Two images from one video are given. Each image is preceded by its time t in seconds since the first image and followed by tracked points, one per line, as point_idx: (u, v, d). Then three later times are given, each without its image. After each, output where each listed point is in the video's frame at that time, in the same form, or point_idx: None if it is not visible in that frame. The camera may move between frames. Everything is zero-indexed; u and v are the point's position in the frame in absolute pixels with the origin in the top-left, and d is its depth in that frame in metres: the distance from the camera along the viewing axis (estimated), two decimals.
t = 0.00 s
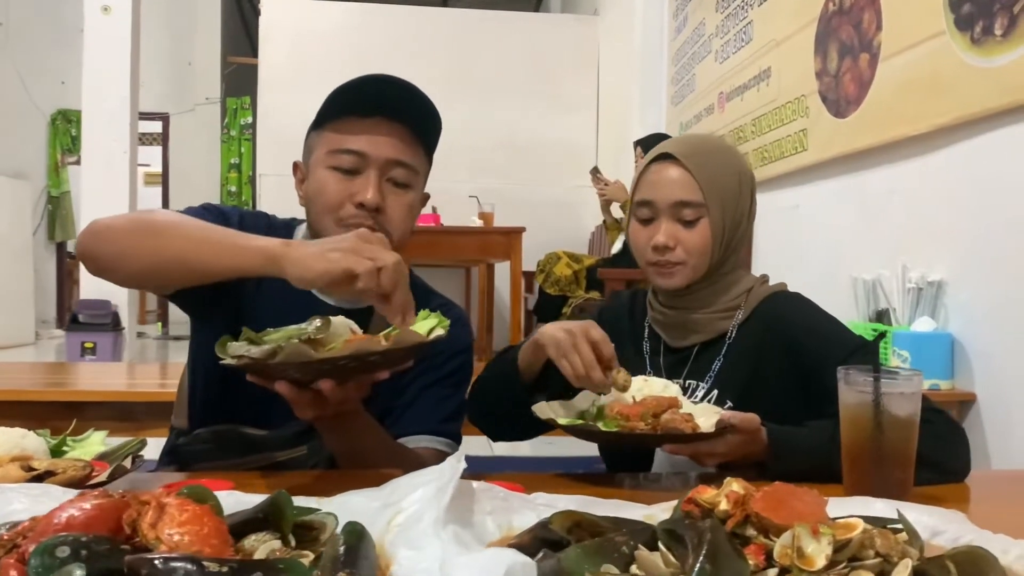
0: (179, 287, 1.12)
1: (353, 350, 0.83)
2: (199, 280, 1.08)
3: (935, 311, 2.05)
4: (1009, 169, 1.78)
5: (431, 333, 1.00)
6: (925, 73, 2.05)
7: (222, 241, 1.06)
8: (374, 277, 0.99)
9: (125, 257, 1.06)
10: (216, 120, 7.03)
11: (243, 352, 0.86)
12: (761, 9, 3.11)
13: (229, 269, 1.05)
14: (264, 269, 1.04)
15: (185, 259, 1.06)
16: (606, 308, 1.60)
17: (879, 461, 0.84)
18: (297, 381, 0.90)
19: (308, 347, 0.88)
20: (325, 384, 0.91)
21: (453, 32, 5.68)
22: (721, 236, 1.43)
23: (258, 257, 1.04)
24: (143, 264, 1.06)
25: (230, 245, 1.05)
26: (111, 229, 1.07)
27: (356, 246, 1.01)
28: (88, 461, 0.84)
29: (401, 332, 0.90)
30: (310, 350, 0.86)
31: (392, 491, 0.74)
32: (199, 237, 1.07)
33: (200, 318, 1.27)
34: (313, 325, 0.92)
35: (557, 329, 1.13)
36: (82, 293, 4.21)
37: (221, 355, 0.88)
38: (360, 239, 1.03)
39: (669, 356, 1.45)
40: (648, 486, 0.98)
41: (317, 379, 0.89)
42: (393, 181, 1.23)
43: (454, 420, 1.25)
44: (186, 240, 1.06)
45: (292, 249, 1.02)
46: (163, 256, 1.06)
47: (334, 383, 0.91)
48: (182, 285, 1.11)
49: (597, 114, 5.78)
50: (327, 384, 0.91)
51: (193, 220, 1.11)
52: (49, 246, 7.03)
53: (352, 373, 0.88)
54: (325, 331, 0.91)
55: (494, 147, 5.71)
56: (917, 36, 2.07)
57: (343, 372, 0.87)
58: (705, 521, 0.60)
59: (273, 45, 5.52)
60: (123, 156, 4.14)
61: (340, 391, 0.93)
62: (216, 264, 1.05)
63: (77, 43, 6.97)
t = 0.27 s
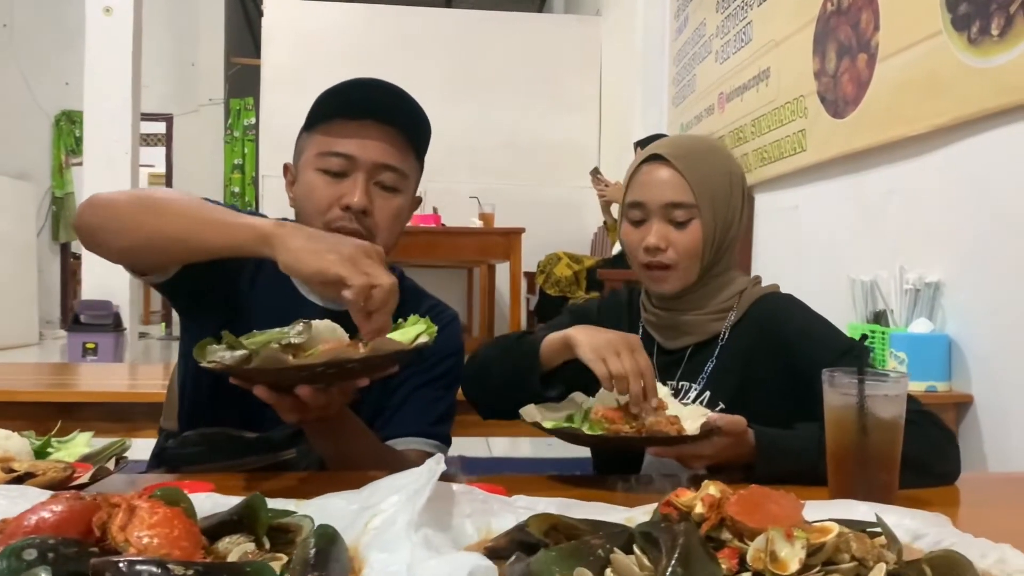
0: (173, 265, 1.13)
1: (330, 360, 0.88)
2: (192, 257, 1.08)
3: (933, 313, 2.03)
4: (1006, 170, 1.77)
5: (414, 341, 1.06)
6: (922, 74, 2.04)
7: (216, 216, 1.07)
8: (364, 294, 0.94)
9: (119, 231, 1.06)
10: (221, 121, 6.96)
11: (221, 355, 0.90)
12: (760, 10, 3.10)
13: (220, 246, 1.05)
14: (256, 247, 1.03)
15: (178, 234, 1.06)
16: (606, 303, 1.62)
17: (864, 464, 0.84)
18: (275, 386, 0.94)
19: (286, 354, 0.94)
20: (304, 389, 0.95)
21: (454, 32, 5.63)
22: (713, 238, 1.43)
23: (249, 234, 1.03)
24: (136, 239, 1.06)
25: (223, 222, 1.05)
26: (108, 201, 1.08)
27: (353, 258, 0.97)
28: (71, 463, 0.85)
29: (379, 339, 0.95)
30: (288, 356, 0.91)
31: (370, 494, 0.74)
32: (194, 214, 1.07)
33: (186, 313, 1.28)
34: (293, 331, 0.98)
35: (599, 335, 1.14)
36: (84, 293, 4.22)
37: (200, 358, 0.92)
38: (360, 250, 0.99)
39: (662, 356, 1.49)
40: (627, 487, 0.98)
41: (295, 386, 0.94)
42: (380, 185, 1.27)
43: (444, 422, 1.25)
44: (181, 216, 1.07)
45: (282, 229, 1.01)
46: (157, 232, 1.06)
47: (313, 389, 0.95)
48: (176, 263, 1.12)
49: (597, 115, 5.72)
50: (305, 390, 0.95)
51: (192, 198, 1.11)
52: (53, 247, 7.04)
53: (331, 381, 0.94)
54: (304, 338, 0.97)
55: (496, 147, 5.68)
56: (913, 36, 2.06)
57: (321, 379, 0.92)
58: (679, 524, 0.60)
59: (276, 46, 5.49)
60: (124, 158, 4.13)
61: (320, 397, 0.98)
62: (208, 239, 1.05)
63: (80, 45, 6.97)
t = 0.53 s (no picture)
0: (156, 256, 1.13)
1: (311, 365, 0.89)
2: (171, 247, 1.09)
3: (930, 314, 2.02)
4: (1003, 171, 1.76)
5: (401, 345, 1.05)
6: (920, 74, 2.02)
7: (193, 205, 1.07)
8: (329, 302, 0.92)
9: (100, 221, 1.08)
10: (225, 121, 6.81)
11: (203, 357, 0.91)
12: (760, 10, 3.09)
13: (196, 236, 1.05)
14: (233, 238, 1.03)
15: (156, 224, 1.07)
16: (600, 300, 1.61)
17: (850, 467, 0.84)
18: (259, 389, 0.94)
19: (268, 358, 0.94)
20: (286, 394, 0.95)
21: (459, 35, 5.49)
22: (707, 240, 1.43)
23: (224, 222, 1.03)
24: (117, 229, 1.07)
25: (200, 212, 1.06)
26: (92, 192, 1.10)
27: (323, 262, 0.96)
28: (56, 463, 0.85)
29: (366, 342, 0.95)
30: (269, 360, 0.92)
31: (352, 495, 0.74)
32: (170, 203, 1.08)
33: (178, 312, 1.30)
34: (278, 333, 0.98)
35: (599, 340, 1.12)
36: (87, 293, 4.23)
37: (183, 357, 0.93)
38: (334, 256, 0.98)
39: (655, 358, 1.48)
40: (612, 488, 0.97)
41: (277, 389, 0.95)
42: (371, 187, 1.26)
43: (435, 423, 1.25)
44: (160, 205, 1.08)
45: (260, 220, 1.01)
46: (137, 221, 1.07)
47: (295, 393, 0.95)
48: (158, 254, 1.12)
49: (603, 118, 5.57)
50: (286, 393, 0.95)
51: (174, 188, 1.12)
52: (57, 247, 7.05)
53: (314, 387, 0.94)
54: (290, 340, 0.97)
55: (501, 146, 5.55)
56: (912, 36, 2.04)
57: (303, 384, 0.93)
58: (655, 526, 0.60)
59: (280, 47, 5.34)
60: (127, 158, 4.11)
61: (301, 400, 0.98)
62: (184, 230, 1.06)
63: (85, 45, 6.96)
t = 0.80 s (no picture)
0: (125, 269, 1.16)
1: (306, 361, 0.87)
2: (135, 259, 1.11)
3: (929, 315, 2.01)
4: (1002, 173, 1.75)
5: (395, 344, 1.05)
6: (919, 75, 2.01)
7: (154, 214, 1.10)
8: (288, 307, 0.96)
9: (65, 236, 1.10)
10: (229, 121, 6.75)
11: (198, 356, 0.90)
12: (761, 11, 3.08)
13: (156, 246, 1.07)
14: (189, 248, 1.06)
15: (118, 235, 1.09)
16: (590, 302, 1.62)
17: (838, 469, 0.84)
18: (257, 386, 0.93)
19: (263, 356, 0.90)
20: (281, 390, 0.94)
21: (461, 33, 5.39)
22: (704, 238, 1.44)
23: (180, 230, 1.06)
24: (80, 242, 1.09)
25: (160, 221, 1.08)
26: (57, 208, 1.12)
27: (279, 271, 0.99)
28: (45, 465, 0.85)
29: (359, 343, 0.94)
30: (265, 358, 0.89)
31: (338, 497, 0.74)
32: (132, 214, 1.10)
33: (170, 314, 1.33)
34: (273, 330, 0.93)
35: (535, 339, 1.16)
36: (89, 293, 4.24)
37: (179, 356, 0.92)
38: (289, 261, 1.01)
39: (647, 360, 1.48)
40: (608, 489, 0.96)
41: (272, 386, 0.93)
42: (370, 174, 1.27)
43: (426, 424, 1.26)
44: (122, 215, 1.10)
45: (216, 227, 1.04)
46: (99, 234, 1.09)
47: (289, 390, 0.95)
48: (127, 267, 1.15)
49: (606, 117, 5.46)
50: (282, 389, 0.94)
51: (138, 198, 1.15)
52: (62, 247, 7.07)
53: (308, 381, 0.93)
54: (285, 337, 0.93)
55: (505, 146, 5.46)
56: (912, 36, 2.03)
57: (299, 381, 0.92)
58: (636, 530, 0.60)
59: (282, 49, 5.21)
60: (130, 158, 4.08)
61: (296, 397, 0.97)
62: (147, 239, 1.08)
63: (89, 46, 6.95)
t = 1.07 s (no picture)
0: (104, 281, 1.22)
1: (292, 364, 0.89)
2: (115, 274, 1.18)
3: (927, 315, 1.99)
4: (1000, 176, 1.72)
5: (382, 346, 1.08)
6: (917, 75, 1.97)
7: (130, 230, 1.16)
8: (263, 313, 1.04)
9: (41, 254, 1.16)
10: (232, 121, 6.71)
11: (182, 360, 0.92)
12: (762, 9, 3.02)
13: (132, 262, 1.14)
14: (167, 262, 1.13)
15: (97, 252, 1.15)
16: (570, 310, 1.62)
17: (827, 469, 0.83)
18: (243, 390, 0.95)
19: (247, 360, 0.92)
20: (266, 394, 0.97)
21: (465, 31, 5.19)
22: (689, 234, 1.45)
23: (156, 246, 1.13)
24: (57, 259, 1.16)
25: (137, 237, 1.14)
26: (32, 226, 1.18)
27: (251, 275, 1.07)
28: (32, 463, 0.85)
29: (347, 347, 0.96)
30: (248, 361, 0.92)
31: (322, 496, 0.74)
32: (111, 230, 1.16)
33: (162, 316, 1.43)
34: (258, 334, 0.95)
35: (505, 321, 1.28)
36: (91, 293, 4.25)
37: (163, 361, 0.95)
38: (260, 266, 1.08)
39: (631, 362, 1.50)
40: (593, 488, 0.96)
41: (257, 390, 0.96)
42: (364, 171, 1.29)
43: (417, 423, 1.32)
44: (100, 233, 1.16)
45: (193, 242, 1.11)
46: (77, 251, 1.16)
47: (275, 393, 0.98)
48: (106, 280, 1.21)
49: (608, 114, 5.24)
50: (266, 393, 0.97)
51: (112, 212, 1.21)
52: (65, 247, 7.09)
53: (295, 386, 0.96)
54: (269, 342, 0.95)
55: (504, 146, 5.24)
56: (911, 36, 1.98)
57: (283, 383, 0.94)
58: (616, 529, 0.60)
59: (284, 49, 5.05)
60: (130, 158, 4.03)
61: (282, 400, 1.00)
62: (119, 255, 1.14)
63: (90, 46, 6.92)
